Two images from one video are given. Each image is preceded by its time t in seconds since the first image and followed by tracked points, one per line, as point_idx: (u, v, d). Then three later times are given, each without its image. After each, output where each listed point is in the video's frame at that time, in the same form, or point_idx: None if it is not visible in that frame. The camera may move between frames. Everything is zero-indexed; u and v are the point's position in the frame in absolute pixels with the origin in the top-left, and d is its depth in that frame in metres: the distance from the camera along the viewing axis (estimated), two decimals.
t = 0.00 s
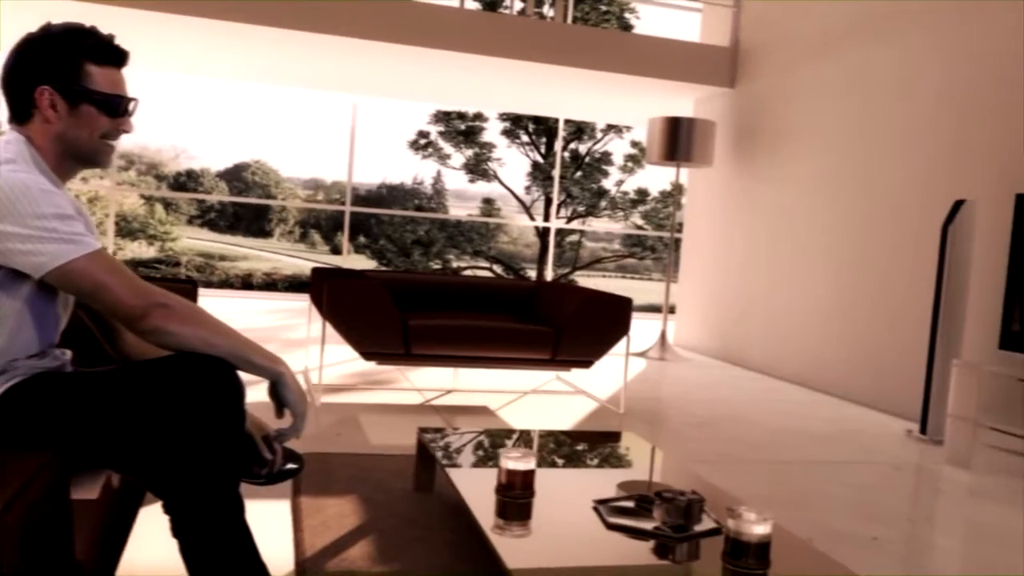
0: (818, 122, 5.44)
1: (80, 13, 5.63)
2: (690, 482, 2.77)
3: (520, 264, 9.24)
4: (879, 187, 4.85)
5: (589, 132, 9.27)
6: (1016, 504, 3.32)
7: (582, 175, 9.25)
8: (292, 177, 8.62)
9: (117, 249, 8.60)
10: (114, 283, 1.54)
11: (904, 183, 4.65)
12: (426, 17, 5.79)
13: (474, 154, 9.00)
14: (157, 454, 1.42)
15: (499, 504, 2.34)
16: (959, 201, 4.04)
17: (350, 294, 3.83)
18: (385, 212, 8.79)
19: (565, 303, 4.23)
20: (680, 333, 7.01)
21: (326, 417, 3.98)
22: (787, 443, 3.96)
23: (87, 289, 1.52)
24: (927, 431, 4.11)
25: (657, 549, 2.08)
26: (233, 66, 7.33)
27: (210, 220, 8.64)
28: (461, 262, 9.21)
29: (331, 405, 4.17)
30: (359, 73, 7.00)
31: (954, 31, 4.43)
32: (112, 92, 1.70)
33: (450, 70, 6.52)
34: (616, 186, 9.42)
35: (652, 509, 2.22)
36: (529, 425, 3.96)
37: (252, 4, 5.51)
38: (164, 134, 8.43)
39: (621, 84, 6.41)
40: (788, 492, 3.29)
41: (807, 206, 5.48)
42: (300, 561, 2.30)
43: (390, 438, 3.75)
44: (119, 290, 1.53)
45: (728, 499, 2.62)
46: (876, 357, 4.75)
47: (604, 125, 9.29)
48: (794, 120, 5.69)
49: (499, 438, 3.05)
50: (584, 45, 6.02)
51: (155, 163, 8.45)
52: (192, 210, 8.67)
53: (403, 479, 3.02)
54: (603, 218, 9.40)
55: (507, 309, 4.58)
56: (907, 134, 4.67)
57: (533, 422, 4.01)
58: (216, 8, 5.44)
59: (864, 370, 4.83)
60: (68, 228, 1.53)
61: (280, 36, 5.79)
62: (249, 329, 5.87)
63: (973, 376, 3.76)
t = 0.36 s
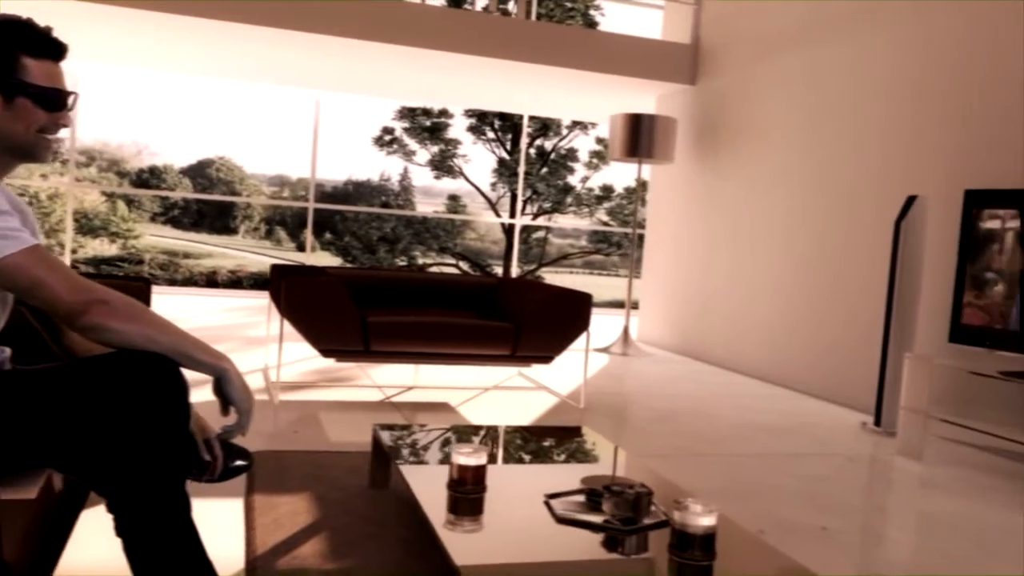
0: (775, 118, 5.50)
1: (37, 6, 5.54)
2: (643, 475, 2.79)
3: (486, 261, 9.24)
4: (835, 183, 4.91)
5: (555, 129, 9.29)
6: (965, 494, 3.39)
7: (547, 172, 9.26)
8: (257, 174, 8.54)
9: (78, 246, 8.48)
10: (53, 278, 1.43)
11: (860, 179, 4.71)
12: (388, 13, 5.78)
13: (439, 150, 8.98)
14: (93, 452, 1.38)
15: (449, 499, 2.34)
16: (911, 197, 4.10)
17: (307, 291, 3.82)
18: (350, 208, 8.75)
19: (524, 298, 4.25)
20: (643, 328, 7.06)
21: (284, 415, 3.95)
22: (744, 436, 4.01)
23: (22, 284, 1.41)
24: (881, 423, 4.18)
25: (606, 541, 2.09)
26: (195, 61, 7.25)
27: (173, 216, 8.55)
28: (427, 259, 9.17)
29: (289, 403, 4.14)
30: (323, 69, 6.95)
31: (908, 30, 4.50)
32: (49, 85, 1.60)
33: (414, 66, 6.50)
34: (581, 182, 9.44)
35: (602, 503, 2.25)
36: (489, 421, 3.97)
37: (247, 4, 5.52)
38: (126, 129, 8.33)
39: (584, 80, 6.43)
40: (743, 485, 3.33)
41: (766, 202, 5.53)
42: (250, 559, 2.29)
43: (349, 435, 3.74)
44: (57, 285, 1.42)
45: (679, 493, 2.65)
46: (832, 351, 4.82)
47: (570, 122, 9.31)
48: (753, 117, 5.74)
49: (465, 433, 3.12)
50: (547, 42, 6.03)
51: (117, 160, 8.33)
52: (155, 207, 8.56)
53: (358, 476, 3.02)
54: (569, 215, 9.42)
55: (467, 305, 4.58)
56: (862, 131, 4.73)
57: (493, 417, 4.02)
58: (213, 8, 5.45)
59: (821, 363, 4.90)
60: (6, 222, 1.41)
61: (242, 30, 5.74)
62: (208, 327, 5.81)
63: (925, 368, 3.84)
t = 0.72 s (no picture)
0: (735, 116, 5.54)
1: None
2: (596, 470, 2.81)
3: (453, 258, 9.23)
4: (793, 180, 4.96)
5: (521, 127, 9.29)
6: (916, 486, 3.45)
7: (515, 171, 9.29)
8: (222, 171, 8.45)
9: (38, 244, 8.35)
10: None
11: (818, 176, 4.77)
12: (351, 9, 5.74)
13: (405, 148, 8.94)
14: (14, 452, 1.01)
15: (401, 495, 2.34)
16: (866, 194, 4.16)
17: (265, 288, 3.79)
18: (316, 207, 8.69)
19: (485, 295, 4.25)
20: (607, 325, 7.09)
21: (241, 413, 3.92)
22: (702, 431, 4.04)
23: None
24: (836, 417, 4.23)
25: (556, 534, 2.10)
26: (158, 57, 7.14)
27: (136, 215, 8.43)
28: (393, 257, 9.14)
29: (248, 401, 4.11)
30: (288, 65, 6.87)
31: (863, 30, 4.56)
32: None
33: (378, 63, 6.47)
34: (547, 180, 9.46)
35: (552, 497, 2.28)
36: (449, 417, 3.97)
37: (246, 4, 5.54)
38: (88, 126, 8.21)
39: (547, 77, 6.43)
40: (699, 479, 3.35)
41: (727, 198, 5.58)
42: (199, 558, 2.26)
43: (307, 433, 3.71)
44: None
45: (632, 487, 2.67)
46: (790, 346, 4.87)
47: (536, 120, 9.31)
48: (714, 115, 5.78)
49: (435, 430, 3.12)
50: (511, 38, 6.03)
51: (78, 157, 8.21)
52: (117, 205, 8.43)
53: (313, 473, 3.00)
54: (535, 213, 9.43)
55: (427, 302, 4.57)
56: (820, 129, 4.79)
57: (453, 414, 4.02)
58: (209, 9, 5.47)
59: (779, 359, 4.96)
60: None
61: (202, 26, 5.68)
62: (167, 325, 5.74)
63: (879, 362, 3.90)
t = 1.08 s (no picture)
0: (696, 113, 5.59)
1: None
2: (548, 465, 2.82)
3: (419, 256, 9.22)
4: (752, 178, 5.01)
5: (488, 124, 9.28)
6: (870, 477, 3.51)
7: (482, 167, 9.28)
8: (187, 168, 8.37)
9: None
10: None
11: (776, 174, 4.82)
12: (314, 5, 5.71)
13: (370, 145, 8.90)
14: None
15: (352, 491, 2.33)
16: (822, 192, 4.21)
17: (223, 285, 3.76)
18: (281, 204, 8.63)
19: (445, 291, 4.24)
20: (572, 322, 7.11)
21: (199, 412, 3.88)
22: (661, 426, 4.07)
23: None
24: (794, 411, 4.29)
25: (507, 529, 2.11)
26: (119, 52, 7.04)
27: (99, 212, 8.31)
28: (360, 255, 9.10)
29: (206, 400, 4.07)
30: (252, 61, 6.81)
31: (819, 28, 4.62)
32: None
33: (342, 59, 6.44)
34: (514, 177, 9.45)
35: (502, 492, 2.29)
36: (410, 414, 3.97)
37: (243, 3, 5.57)
38: (48, 122, 8.08)
39: (511, 74, 6.44)
40: (657, 473, 3.38)
41: (688, 195, 5.62)
42: (147, 557, 2.24)
43: (265, 431, 3.69)
44: None
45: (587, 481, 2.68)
46: (749, 341, 4.93)
47: (502, 117, 9.30)
48: (675, 112, 5.82)
49: (403, 429, 3.09)
50: (475, 35, 6.03)
51: (39, 154, 8.10)
52: (79, 202, 8.31)
53: (269, 471, 2.98)
54: (502, 210, 9.44)
55: (388, 299, 4.56)
56: (778, 127, 4.84)
57: (413, 411, 4.01)
58: (208, 8, 5.49)
59: (739, 354, 5.01)
60: None
61: (200, 26, 5.70)
62: (125, 324, 5.67)
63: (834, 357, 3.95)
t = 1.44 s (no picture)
0: (657, 110, 5.63)
1: None
2: (506, 461, 2.83)
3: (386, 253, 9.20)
4: (711, 174, 5.06)
5: (454, 121, 9.27)
6: (824, 469, 3.56)
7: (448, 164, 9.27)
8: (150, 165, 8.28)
9: None
10: None
11: (734, 171, 4.87)
12: None
13: (335, 140, 8.84)
14: None
15: (303, 489, 2.32)
16: (778, 188, 4.26)
17: (179, 282, 3.73)
18: (245, 200, 8.56)
19: (405, 287, 4.23)
20: (536, 318, 7.13)
21: (155, 410, 3.85)
22: (621, 421, 4.10)
23: None
24: (752, 405, 4.33)
25: (459, 523, 2.11)
26: (80, 47, 6.94)
27: (60, 209, 8.19)
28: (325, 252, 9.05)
29: (163, 398, 4.03)
30: (217, 56, 6.74)
31: (775, 26, 4.67)
32: None
33: (306, 55, 6.41)
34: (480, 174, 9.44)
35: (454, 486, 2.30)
36: (369, 411, 3.96)
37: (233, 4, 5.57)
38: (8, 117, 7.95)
39: (475, 70, 6.45)
40: (614, 467, 3.40)
41: (650, 192, 5.66)
42: (95, 556, 2.21)
43: (222, 429, 3.66)
44: None
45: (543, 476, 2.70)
46: (709, 336, 4.98)
47: (468, 113, 9.30)
48: (636, 109, 5.86)
49: (369, 427, 3.08)
50: (438, 31, 6.02)
51: None
52: (39, 199, 8.18)
53: (223, 469, 2.96)
54: (468, 207, 9.44)
55: (348, 295, 4.54)
56: (736, 124, 4.89)
57: (373, 408, 4.00)
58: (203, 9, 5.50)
59: (699, 349, 5.05)
60: None
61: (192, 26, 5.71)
62: (83, 322, 5.59)
63: (790, 352, 4.00)
